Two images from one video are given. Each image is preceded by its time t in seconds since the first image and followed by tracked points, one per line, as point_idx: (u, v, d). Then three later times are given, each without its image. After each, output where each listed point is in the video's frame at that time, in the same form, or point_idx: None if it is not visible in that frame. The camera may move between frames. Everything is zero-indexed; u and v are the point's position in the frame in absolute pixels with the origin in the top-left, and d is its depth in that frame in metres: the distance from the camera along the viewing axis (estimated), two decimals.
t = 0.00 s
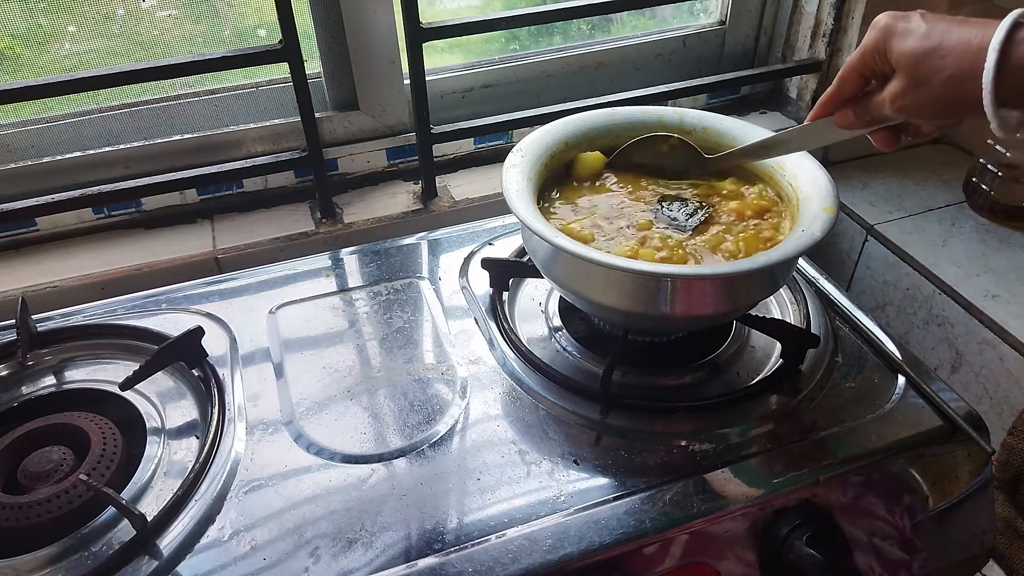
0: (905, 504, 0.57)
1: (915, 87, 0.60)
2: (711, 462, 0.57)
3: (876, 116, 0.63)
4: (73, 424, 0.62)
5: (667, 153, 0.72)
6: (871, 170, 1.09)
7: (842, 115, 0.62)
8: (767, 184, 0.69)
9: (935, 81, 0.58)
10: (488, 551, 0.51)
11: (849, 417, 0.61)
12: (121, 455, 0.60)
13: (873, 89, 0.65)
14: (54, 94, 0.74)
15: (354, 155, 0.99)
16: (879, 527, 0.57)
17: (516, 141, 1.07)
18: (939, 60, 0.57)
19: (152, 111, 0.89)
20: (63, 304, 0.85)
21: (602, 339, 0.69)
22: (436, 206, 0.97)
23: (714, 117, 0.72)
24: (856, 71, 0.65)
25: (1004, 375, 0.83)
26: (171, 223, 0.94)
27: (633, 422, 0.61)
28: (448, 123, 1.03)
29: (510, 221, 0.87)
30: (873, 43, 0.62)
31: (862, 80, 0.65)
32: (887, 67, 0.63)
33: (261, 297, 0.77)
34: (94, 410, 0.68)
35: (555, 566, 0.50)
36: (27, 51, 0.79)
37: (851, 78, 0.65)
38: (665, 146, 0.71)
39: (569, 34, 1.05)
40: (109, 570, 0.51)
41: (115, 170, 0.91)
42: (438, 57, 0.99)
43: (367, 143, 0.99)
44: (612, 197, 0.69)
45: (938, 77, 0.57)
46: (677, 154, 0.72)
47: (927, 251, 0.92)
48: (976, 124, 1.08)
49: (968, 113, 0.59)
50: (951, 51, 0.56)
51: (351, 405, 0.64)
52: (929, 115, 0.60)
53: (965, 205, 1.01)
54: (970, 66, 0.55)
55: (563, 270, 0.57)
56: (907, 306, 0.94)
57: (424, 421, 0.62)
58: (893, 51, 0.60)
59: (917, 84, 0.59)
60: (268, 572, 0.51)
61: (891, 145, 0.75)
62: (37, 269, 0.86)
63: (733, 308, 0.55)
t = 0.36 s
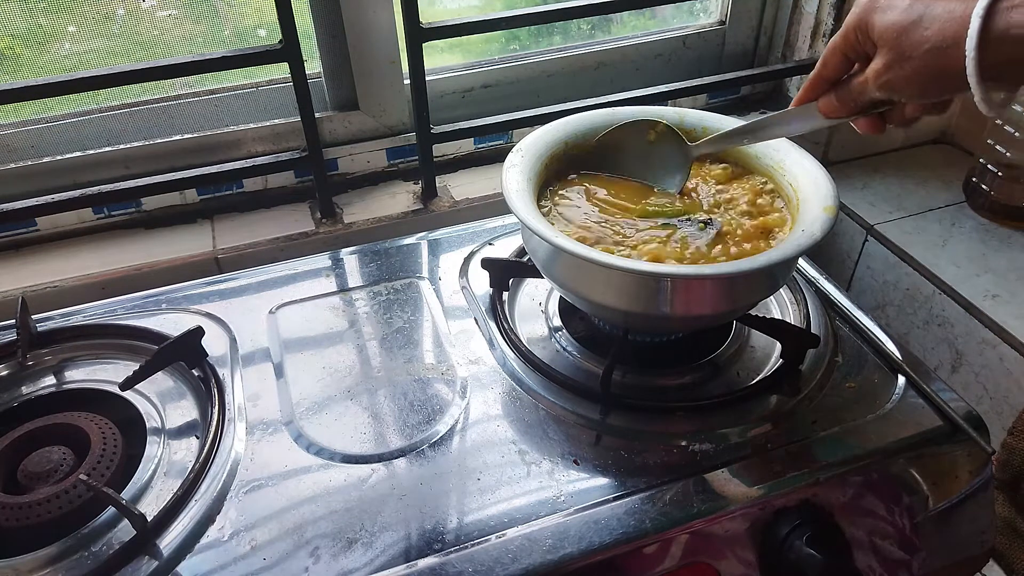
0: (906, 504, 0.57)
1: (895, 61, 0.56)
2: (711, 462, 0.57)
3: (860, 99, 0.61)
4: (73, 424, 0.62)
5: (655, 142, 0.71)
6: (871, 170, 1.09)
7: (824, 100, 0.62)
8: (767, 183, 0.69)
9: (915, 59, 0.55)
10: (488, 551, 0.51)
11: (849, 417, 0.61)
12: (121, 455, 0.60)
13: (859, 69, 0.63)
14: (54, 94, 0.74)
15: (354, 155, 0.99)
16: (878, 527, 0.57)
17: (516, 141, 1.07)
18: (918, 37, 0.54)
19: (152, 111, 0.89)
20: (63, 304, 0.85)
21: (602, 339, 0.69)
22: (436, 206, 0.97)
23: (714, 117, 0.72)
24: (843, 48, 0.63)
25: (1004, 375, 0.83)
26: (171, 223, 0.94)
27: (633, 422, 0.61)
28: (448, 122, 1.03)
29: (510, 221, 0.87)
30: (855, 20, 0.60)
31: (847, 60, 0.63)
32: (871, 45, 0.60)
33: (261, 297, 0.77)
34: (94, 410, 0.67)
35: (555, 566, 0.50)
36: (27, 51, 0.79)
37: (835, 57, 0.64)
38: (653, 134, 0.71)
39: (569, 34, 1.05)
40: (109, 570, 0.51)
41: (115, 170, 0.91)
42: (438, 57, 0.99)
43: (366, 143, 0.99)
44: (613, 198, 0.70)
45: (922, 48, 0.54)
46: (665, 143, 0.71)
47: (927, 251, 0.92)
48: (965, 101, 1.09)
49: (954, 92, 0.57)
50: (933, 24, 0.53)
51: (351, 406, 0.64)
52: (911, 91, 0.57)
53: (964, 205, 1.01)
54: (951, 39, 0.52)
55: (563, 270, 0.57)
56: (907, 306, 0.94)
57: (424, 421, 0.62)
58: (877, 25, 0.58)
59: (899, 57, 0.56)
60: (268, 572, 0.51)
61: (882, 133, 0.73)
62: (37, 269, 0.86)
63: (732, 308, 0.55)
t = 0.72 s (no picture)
0: (905, 505, 0.57)
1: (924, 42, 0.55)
2: (711, 462, 0.57)
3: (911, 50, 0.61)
4: (73, 424, 0.62)
5: (655, 113, 0.66)
6: (871, 170, 1.09)
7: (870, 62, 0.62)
8: (766, 183, 0.69)
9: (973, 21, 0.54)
10: (488, 551, 0.51)
11: (849, 417, 0.61)
12: (120, 455, 0.60)
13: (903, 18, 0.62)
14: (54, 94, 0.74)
15: (354, 155, 0.99)
16: (877, 528, 0.57)
17: (516, 141, 1.07)
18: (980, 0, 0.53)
19: (152, 111, 0.89)
20: (63, 304, 0.85)
21: (602, 339, 0.69)
22: (436, 206, 0.97)
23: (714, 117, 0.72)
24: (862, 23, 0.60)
25: (1003, 375, 0.83)
26: (171, 223, 0.94)
27: (633, 422, 0.61)
28: (448, 123, 1.03)
29: (510, 221, 0.87)
30: None
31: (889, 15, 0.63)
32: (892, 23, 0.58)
33: (261, 297, 0.77)
34: (94, 410, 0.67)
35: (555, 566, 0.50)
36: (27, 51, 0.79)
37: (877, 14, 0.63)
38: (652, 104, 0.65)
39: (569, 34, 1.05)
40: (110, 570, 0.51)
41: (115, 170, 0.91)
42: (438, 57, 0.99)
43: (366, 143, 0.99)
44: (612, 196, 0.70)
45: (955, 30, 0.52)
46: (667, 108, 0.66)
47: (927, 251, 0.92)
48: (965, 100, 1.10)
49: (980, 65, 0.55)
50: None
51: (351, 405, 0.64)
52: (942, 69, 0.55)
53: (964, 205, 1.01)
54: None
55: (563, 270, 0.57)
56: (907, 306, 0.94)
57: (424, 421, 0.62)
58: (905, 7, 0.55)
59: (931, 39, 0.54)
60: (268, 572, 0.51)
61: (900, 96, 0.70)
62: (37, 269, 0.86)
63: (733, 308, 0.55)
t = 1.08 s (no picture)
0: (905, 505, 0.57)
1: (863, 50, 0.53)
2: (711, 462, 0.57)
3: (834, 92, 0.56)
4: (73, 424, 0.62)
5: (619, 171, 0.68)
6: (871, 170, 1.09)
7: (796, 104, 0.58)
8: (767, 183, 0.69)
9: (887, 41, 0.51)
10: (488, 551, 0.51)
11: (849, 417, 0.61)
12: (120, 455, 0.60)
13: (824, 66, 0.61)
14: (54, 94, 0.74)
15: (354, 155, 0.99)
16: (878, 527, 0.57)
17: (516, 141, 1.07)
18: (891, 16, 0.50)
19: (152, 111, 0.89)
20: (63, 304, 0.85)
21: (602, 338, 0.69)
22: (436, 206, 0.97)
23: (714, 116, 0.71)
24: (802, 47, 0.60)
25: (1003, 375, 0.83)
26: (171, 223, 0.94)
27: (633, 422, 0.61)
28: (448, 122, 1.03)
29: (510, 221, 0.87)
30: (814, 13, 0.57)
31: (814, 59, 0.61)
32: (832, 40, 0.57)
33: (261, 297, 0.77)
34: (94, 410, 0.67)
35: (555, 566, 0.50)
36: (27, 51, 0.79)
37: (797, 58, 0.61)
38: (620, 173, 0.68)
39: (569, 34, 1.05)
40: (109, 570, 0.51)
41: (115, 170, 0.91)
42: (438, 57, 0.99)
43: (366, 143, 0.99)
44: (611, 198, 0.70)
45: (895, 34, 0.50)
46: (636, 180, 0.68)
47: (927, 251, 0.92)
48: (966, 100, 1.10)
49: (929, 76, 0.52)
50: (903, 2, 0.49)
51: (351, 406, 0.64)
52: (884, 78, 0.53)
53: (964, 205, 1.01)
54: (926, 13, 0.48)
55: (563, 270, 0.57)
56: (907, 306, 0.94)
57: (424, 421, 0.62)
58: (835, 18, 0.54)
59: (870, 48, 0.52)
60: (268, 572, 0.51)
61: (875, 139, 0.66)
62: (37, 269, 0.86)
63: (733, 308, 0.55)
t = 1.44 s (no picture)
0: (905, 504, 0.57)
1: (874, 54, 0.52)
2: (711, 462, 0.57)
3: (845, 104, 0.56)
4: (73, 424, 0.62)
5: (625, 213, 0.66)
6: (871, 170, 1.09)
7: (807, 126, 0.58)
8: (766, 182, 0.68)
9: (900, 39, 0.51)
10: (488, 551, 0.51)
11: (849, 417, 0.61)
12: (120, 455, 0.60)
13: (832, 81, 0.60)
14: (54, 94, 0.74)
15: (354, 155, 0.99)
16: (878, 527, 0.57)
17: (516, 141, 1.07)
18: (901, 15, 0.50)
19: (152, 111, 0.89)
20: (63, 304, 0.85)
21: (602, 339, 0.69)
22: (436, 206, 0.97)
23: (714, 116, 0.71)
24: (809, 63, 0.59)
25: (1003, 375, 0.83)
26: (171, 223, 0.94)
27: (633, 422, 0.61)
28: (448, 122, 1.03)
29: (510, 221, 0.87)
30: (820, 28, 0.57)
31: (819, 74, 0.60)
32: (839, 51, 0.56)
33: (261, 297, 0.77)
34: (94, 410, 0.67)
35: (555, 566, 0.50)
36: (27, 51, 0.79)
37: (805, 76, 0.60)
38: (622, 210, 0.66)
39: (568, 34, 1.05)
40: (109, 570, 0.51)
41: (115, 170, 0.91)
42: (438, 57, 0.99)
43: (366, 143, 0.99)
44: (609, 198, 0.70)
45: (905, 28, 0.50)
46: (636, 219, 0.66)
47: (927, 251, 0.92)
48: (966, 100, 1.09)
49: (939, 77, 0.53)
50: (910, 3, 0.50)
51: (351, 406, 0.64)
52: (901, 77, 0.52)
53: (964, 205, 1.01)
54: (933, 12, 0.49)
55: (563, 270, 0.57)
56: (907, 306, 0.94)
57: (424, 421, 0.62)
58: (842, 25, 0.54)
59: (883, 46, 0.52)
60: (268, 572, 0.51)
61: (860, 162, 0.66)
62: (37, 269, 0.86)
63: (733, 308, 0.55)
